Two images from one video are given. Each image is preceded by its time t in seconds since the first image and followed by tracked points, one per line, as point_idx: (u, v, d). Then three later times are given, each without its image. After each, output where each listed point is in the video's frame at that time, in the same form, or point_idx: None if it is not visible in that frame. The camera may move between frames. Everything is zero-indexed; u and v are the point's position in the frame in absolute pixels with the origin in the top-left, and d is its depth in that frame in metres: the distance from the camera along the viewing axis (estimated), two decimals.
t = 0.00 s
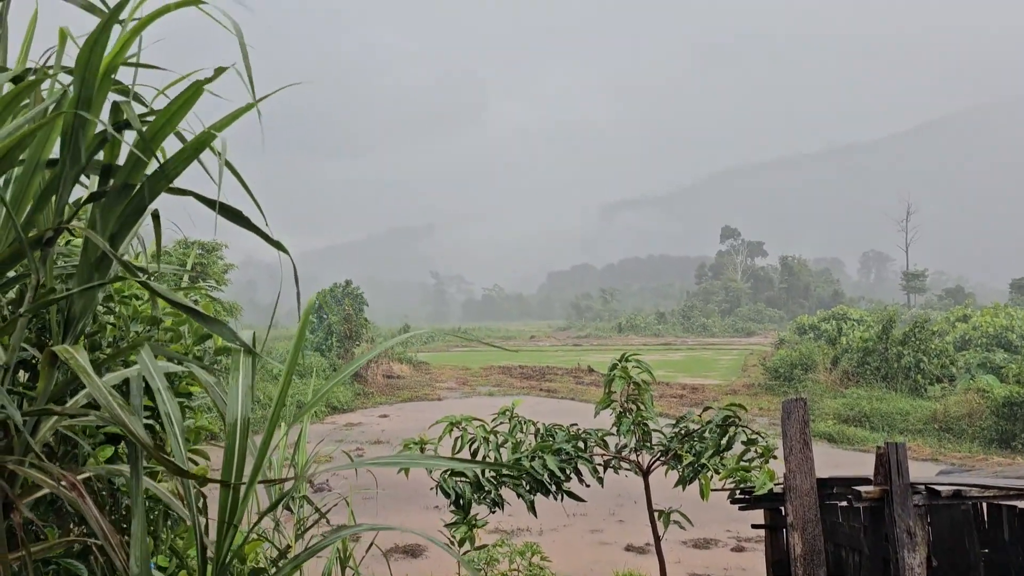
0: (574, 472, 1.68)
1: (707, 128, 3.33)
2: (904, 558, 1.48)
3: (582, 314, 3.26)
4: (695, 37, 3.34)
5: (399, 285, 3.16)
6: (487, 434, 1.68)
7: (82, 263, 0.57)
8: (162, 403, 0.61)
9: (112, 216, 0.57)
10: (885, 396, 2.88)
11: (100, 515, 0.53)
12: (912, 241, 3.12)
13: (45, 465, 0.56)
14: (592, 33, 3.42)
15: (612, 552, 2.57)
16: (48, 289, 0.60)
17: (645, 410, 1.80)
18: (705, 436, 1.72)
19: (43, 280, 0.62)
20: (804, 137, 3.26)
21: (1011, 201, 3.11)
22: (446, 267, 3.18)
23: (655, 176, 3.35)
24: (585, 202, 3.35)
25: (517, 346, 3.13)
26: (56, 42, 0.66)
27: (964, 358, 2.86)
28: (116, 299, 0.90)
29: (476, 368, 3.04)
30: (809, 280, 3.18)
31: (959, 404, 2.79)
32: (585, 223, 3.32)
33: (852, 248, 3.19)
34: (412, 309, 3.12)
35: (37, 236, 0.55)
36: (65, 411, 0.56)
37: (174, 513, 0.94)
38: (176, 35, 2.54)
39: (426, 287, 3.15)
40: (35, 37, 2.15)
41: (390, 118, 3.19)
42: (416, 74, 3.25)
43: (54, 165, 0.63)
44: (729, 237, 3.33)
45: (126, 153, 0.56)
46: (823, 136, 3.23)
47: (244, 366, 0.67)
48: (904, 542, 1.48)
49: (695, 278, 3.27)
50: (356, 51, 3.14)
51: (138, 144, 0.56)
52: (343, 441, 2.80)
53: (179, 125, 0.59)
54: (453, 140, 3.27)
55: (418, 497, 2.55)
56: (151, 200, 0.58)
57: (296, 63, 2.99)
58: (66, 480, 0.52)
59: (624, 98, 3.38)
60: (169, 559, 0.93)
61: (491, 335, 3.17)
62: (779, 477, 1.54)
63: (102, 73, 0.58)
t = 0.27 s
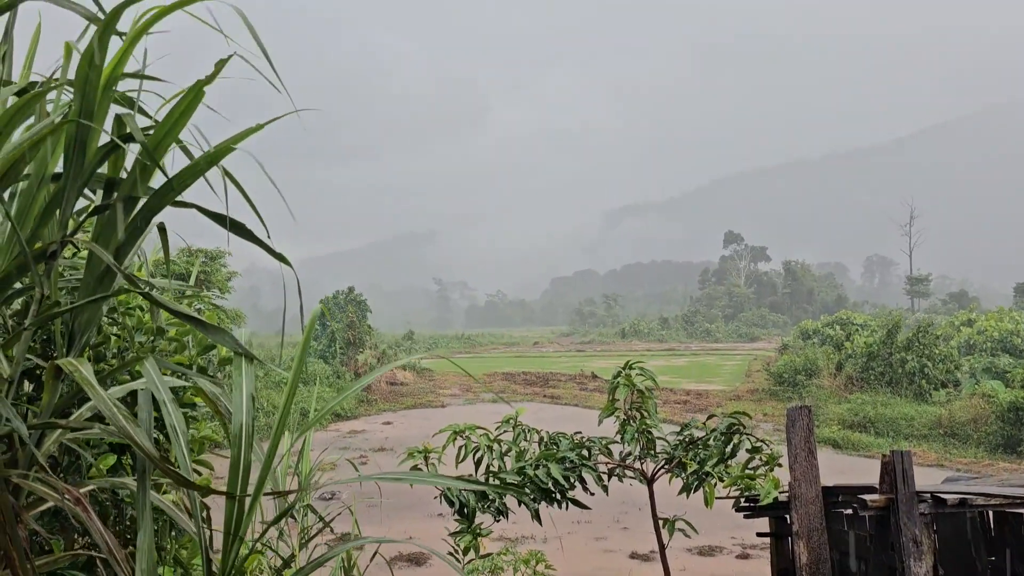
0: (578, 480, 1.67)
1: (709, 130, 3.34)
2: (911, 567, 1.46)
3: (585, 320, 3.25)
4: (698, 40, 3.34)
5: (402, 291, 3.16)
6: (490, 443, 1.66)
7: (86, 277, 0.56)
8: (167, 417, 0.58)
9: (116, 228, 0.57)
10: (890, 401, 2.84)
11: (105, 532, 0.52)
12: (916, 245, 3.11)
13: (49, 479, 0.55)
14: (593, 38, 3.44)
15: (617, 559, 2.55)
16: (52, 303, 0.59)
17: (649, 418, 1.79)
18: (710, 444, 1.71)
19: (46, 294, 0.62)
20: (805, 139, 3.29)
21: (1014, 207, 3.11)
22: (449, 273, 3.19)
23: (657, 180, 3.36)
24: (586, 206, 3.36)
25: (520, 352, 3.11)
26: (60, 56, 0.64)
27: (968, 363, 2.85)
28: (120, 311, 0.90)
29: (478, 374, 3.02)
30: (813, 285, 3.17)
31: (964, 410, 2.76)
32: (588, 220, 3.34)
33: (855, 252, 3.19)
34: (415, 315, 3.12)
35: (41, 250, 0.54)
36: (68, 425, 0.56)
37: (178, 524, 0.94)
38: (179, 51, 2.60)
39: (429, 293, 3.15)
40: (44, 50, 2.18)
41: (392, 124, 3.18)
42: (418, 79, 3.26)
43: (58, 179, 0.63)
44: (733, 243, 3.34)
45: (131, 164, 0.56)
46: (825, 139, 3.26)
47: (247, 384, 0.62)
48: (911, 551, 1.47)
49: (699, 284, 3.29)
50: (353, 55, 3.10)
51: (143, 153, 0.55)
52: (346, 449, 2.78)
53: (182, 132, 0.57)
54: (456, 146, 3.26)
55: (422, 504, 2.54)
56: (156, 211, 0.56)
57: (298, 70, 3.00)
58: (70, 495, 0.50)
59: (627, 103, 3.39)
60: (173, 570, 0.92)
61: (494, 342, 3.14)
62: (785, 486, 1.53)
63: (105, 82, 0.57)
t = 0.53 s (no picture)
0: (580, 486, 1.66)
1: (709, 136, 3.36)
2: (914, 571, 1.47)
3: (586, 325, 3.24)
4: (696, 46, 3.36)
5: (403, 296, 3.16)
6: (492, 448, 1.65)
7: (90, 286, 0.56)
8: (181, 425, 0.59)
9: (120, 238, 0.56)
10: (892, 404, 2.81)
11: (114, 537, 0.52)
12: (917, 247, 3.10)
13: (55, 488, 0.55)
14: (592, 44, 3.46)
15: (619, 564, 2.52)
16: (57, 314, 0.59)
17: (650, 423, 1.78)
18: (711, 448, 1.70)
19: (50, 303, 0.61)
20: (804, 141, 3.29)
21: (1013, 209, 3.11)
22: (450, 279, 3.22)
23: (657, 186, 3.39)
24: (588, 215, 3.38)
25: (521, 356, 3.10)
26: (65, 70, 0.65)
27: (970, 365, 2.84)
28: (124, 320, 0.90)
29: (479, 379, 3.01)
30: (814, 287, 3.17)
31: (966, 412, 2.74)
32: (590, 228, 3.35)
33: (855, 255, 3.18)
34: (416, 320, 3.11)
35: (46, 260, 0.54)
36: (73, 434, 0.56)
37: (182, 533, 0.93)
38: (182, 62, 2.65)
39: (430, 297, 3.17)
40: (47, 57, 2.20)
41: (393, 131, 3.20)
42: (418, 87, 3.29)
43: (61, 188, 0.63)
44: (733, 246, 3.34)
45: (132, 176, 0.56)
46: (825, 143, 3.26)
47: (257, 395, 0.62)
48: (914, 555, 1.47)
49: (700, 287, 3.29)
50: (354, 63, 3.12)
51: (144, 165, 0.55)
52: (348, 455, 2.76)
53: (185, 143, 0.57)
54: (457, 151, 3.28)
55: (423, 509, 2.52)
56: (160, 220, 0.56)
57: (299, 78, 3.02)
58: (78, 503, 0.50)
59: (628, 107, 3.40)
60: None
61: (494, 347, 3.13)
62: (787, 490, 1.53)
63: (109, 93, 0.57)
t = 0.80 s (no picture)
0: (579, 489, 1.66)
1: (707, 140, 3.38)
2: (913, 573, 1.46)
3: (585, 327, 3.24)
4: (696, 47, 3.34)
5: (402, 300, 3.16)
6: (491, 453, 1.66)
7: (90, 294, 0.56)
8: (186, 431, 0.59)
9: (120, 246, 0.57)
10: (892, 405, 2.82)
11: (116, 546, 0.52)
12: (915, 248, 3.10)
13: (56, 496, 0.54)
14: (591, 47, 3.46)
15: (620, 568, 2.50)
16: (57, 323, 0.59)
17: (649, 426, 1.77)
18: (711, 451, 1.70)
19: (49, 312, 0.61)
20: (801, 142, 3.30)
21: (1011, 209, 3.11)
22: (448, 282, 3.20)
23: (655, 188, 3.40)
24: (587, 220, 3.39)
25: (520, 360, 3.10)
26: (62, 76, 0.65)
27: (969, 366, 2.84)
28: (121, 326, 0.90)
29: (478, 383, 3.00)
30: (813, 289, 3.17)
31: (966, 413, 2.74)
32: (589, 233, 3.35)
33: (854, 256, 3.18)
34: (415, 324, 3.11)
35: (46, 268, 0.55)
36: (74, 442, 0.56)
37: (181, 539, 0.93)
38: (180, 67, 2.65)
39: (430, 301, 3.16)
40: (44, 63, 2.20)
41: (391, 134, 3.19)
42: (417, 90, 3.28)
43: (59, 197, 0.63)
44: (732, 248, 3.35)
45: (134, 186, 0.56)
46: (822, 145, 3.27)
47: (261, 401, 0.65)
48: (913, 557, 1.47)
49: (699, 290, 3.29)
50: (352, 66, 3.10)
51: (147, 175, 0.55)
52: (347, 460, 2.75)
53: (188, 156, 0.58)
54: (456, 155, 3.29)
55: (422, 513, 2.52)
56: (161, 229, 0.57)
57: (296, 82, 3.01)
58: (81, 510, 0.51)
59: (625, 113, 3.44)
60: None
61: (493, 350, 3.14)
62: (786, 493, 1.52)
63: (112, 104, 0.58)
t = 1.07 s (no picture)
0: (578, 492, 1.65)
1: (705, 141, 3.38)
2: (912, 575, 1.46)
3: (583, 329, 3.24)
4: (697, 44, 3.32)
5: (400, 302, 3.15)
6: (490, 456, 1.64)
7: (88, 303, 0.56)
8: (186, 438, 0.59)
9: (118, 254, 0.56)
10: (891, 405, 2.79)
11: (115, 554, 0.52)
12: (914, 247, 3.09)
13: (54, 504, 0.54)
14: (591, 46, 3.44)
15: (618, 569, 2.49)
16: (54, 331, 0.59)
17: (648, 428, 1.77)
18: (709, 454, 1.69)
19: (48, 320, 0.61)
20: (799, 143, 3.32)
21: (1008, 210, 3.12)
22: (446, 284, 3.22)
23: (652, 190, 3.40)
24: (586, 221, 3.40)
25: (518, 361, 3.09)
26: (59, 84, 0.65)
27: (967, 366, 2.84)
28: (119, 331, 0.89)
29: (477, 385, 2.98)
30: (811, 289, 3.17)
31: (965, 412, 2.73)
32: (588, 235, 3.37)
33: (852, 256, 3.17)
34: (413, 326, 3.10)
35: (44, 276, 0.54)
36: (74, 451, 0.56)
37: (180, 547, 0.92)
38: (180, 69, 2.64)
39: (427, 304, 3.17)
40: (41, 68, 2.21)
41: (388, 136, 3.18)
42: (415, 92, 3.28)
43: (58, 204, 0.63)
44: (730, 249, 3.38)
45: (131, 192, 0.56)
46: (820, 145, 3.28)
47: (262, 412, 0.66)
48: (911, 559, 1.46)
49: (697, 291, 3.30)
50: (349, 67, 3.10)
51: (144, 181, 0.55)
52: (345, 463, 2.74)
53: (184, 163, 0.58)
54: (455, 157, 3.29)
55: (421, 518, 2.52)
56: (160, 236, 0.57)
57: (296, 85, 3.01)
58: (81, 520, 0.51)
59: (624, 114, 3.43)
60: None
61: (491, 352, 3.13)
62: (785, 495, 1.52)
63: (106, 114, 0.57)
